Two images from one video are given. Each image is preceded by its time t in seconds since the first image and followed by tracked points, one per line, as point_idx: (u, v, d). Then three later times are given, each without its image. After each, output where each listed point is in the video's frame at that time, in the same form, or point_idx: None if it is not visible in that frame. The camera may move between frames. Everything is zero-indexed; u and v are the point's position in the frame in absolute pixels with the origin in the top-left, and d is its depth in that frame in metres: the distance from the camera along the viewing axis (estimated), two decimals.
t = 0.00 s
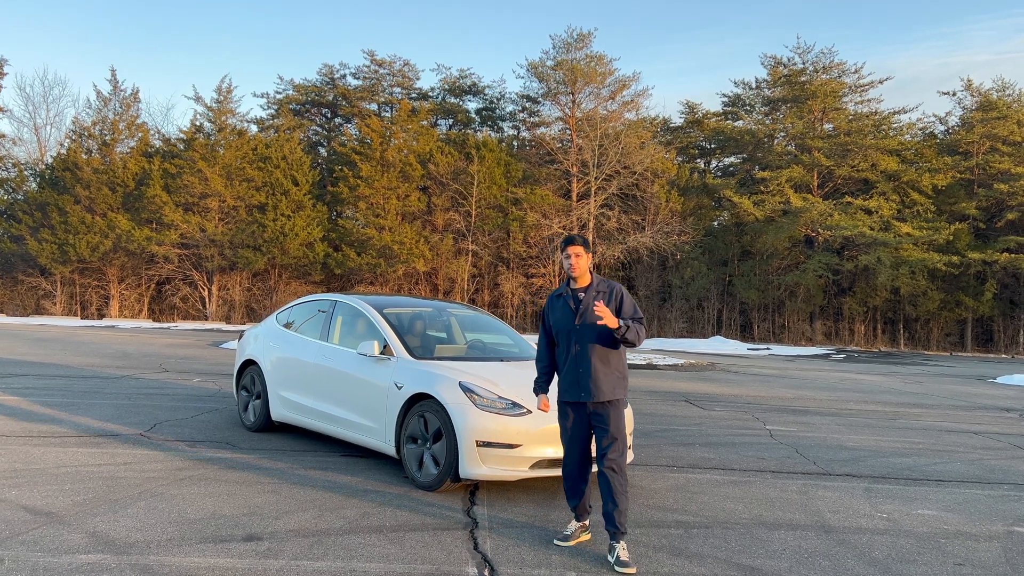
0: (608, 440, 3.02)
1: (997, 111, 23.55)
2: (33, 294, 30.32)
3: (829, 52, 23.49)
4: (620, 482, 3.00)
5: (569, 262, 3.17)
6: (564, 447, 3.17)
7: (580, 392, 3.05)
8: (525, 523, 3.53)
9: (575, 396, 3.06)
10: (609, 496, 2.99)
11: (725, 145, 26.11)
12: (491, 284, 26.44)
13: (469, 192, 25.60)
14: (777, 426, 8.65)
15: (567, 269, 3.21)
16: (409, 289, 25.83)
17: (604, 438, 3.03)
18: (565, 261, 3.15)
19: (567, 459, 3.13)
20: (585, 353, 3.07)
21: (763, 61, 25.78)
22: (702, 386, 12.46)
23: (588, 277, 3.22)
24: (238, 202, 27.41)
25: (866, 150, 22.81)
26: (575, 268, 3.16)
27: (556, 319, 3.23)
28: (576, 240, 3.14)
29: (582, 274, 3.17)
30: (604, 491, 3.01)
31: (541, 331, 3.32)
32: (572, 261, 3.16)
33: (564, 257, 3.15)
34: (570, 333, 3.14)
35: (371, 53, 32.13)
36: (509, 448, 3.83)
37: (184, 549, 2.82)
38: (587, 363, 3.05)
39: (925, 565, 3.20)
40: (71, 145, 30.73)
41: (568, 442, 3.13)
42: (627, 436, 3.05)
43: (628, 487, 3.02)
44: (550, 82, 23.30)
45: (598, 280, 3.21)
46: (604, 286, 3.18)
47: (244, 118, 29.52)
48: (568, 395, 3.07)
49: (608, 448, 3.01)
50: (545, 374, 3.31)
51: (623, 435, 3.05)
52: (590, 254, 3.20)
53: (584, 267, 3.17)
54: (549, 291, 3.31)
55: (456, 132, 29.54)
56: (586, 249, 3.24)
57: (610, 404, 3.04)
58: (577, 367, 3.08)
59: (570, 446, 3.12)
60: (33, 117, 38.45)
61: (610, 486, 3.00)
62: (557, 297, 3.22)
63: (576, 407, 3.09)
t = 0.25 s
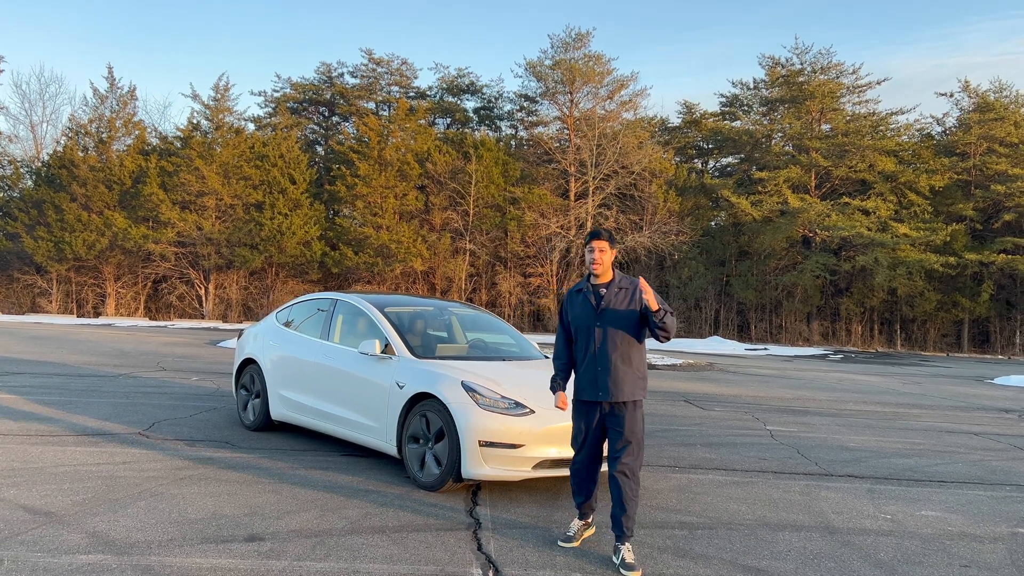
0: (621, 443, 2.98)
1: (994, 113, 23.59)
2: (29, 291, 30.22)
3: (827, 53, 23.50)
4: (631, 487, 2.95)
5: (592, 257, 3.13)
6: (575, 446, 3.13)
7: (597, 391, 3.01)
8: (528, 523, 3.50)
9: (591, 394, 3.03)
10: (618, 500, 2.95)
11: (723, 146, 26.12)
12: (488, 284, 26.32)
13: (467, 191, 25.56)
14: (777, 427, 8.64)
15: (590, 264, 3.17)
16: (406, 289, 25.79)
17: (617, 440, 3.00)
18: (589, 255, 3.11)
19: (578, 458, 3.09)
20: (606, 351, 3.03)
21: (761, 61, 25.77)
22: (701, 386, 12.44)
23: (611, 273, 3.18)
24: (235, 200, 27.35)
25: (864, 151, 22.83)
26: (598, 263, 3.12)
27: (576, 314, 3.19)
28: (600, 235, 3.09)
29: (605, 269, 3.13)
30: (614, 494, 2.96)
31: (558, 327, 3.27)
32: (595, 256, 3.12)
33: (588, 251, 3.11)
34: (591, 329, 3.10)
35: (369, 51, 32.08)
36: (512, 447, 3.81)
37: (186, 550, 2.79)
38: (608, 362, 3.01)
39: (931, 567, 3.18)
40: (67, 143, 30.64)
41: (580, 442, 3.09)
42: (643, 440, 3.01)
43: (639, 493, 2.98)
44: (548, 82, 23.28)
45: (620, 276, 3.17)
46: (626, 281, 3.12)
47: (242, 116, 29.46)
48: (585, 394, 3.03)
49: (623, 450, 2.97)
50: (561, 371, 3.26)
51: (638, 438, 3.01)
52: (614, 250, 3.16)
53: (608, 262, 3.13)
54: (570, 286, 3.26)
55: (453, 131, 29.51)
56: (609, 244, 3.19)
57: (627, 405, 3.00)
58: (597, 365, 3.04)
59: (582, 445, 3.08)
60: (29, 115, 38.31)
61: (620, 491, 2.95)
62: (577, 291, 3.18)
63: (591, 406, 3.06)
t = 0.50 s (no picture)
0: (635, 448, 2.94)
1: (990, 114, 23.66)
2: (23, 289, 30.09)
3: (823, 54, 23.53)
4: (641, 491, 2.94)
5: (616, 256, 3.02)
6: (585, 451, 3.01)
7: (613, 396, 2.93)
8: (531, 524, 3.49)
9: (608, 398, 2.94)
10: (629, 505, 2.92)
11: (719, 146, 26.15)
12: (485, 283, 26.20)
13: (464, 190, 25.53)
14: (776, 427, 8.64)
15: (612, 264, 3.05)
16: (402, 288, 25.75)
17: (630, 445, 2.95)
18: (613, 255, 3.00)
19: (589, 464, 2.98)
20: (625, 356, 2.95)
21: (757, 62, 25.80)
22: (699, 386, 12.43)
23: (632, 275, 3.08)
24: (231, 198, 27.29)
25: (860, 151, 22.86)
26: (622, 263, 3.00)
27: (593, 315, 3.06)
28: (627, 234, 2.99)
29: (628, 270, 3.02)
30: (625, 498, 2.94)
31: (572, 326, 3.13)
32: (620, 257, 3.01)
33: (613, 250, 3.00)
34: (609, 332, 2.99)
35: (365, 49, 32.03)
36: (514, 448, 3.79)
37: (186, 551, 2.76)
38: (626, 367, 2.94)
39: (935, 569, 3.15)
40: (62, 140, 30.54)
41: (592, 448, 2.98)
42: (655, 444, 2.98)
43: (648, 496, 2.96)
44: (545, 82, 23.43)
45: (641, 278, 3.07)
46: (648, 285, 3.03)
47: (238, 114, 29.38)
48: (601, 398, 2.94)
49: (635, 454, 2.94)
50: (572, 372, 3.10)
51: (649, 442, 2.97)
52: (637, 250, 3.05)
53: (631, 263, 3.03)
54: (586, 284, 3.14)
55: (450, 130, 29.48)
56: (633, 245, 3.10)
57: (643, 410, 2.94)
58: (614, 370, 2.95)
59: (595, 451, 2.97)
60: (23, 112, 38.14)
61: (630, 495, 2.93)
62: (596, 290, 3.06)
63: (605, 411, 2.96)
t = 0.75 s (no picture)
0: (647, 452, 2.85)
1: (984, 116, 23.73)
2: (15, 287, 29.95)
3: (818, 55, 23.56)
4: (648, 494, 2.87)
5: (633, 255, 2.92)
6: (596, 458, 2.85)
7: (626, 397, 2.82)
8: (533, 527, 3.47)
9: (623, 400, 2.83)
10: (636, 509, 2.86)
11: (714, 146, 26.17)
12: (480, 282, 26.12)
13: (459, 190, 25.48)
14: (774, 428, 8.64)
15: (627, 262, 2.95)
16: (397, 287, 25.71)
17: (642, 449, 2.85)
18: (630, 253, 2.89)
19: (602, 471, 2.82)
20: (640, 356, 2.85)
21: (753, 62, 25.82)
22: (696, 387, 12.43)
23: (646, 274, 2.99)
24: (225, 197, 27.20)
25: (855, 152, 22.90)
26: (638, 262, 2.91)
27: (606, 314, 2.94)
28: (645, 232, 2.90)
29: (643, 270, 2.93)
30: (633, 502, 2.86)
31: (580, 325, 3.00)
32: (637, 255, 2.91)
33: (631, 248, 2.89)
34: (624, 331, 2.88)
35: (360, 48, 31.94)
36: (515, 450, 3.77)
37: (185, 554, 2.74)
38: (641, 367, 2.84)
39: (939, 573, 3.14)
40: (55, 137, 30.40)
41: (605, 453, 2.83)
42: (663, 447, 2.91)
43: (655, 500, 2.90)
44: (540, 81, 23.51)
45: (655, 279, 2.99)
46: (662, 285, 2.95)
47: (232, 112, 29.28)
48: (615, 400, 2.82)
49: (644, 458, 2.86)
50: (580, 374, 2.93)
51: (657, 446, 2.90)
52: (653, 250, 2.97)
53: (647, 262, 2.94)
54: (596, 282, 3.01)
55: (445, 129, 29.45)
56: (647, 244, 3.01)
57: (656, 413, 2.84)
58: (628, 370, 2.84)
59: (608, 457, 2.82)
60: (16, 109, 37.95)
61: (639, 500, 2.86)
62: (610, 289, 2.95)
63: (618, 414, 2.83)
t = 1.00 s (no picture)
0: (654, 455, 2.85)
1: (976, 117, 23.84)
2: (6, 284, 29.77)
3: (812, 55, 23.61)
4: (652, 496, 2.90)
5: (641, 258, 2.88)
6: (605, 463, 2.82)
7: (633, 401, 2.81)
8: (534, 528, 3.46)
9: (630, 404, 2.81)
10: (640, 510, 2.89)
11: (708, 146, 26.21)
12: (474, 281, 26.03)
13: (454, 188, 25.45)
14: (770, 428, 8.65)
15: (633, 264, 2.92)
16: (391, 285, 25.68)
17: (649, 451, 2.86)
18: (638, 255, 2.87)
19: (613, 477, 2.79)
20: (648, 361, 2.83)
21: (747, 62, 25.87)
22: (691, 386, 12.44)
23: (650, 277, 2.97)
24: (218, 194, 27.10)
25: (848, 152, 22.97)
26: (646, 265, 2.88)
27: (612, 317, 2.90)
28: (653, 235, 2.88)
29: (649, 272, 2.91)
30: (636, 504, 2.88)
31: (586, 326, 2.94)
32: (645, 257, 2.88)
33: (640, 250, 2.86)
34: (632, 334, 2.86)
35: (355, 45, 31.86)
36: (515, 451, 3.76)
37: (185, 555, 2.72)
38: (648, 371, 2.82)
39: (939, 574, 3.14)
40: (47, 133, 30.24)
41: (615, 458, 2.80)
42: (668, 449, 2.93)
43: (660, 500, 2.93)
44: (535, 79, 23.46)
45: (659, 282, 2.97)
46: (668, 289, 2.94)
47: (226, 109, 29.16)
48: (623, 405, 2.80)
49: (650, 461, 2.87)
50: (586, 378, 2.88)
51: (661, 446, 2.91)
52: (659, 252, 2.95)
53: (654, 265, 2.92)
54: (601, 284, 2.96)
55: (439, 127, 29.41)
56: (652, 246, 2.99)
57: (664, 416, 2.85)
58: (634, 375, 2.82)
59: (619, 461, 2.80)
60: (7, 105, 37.70)
61: (642, 501, 2.88)
62: (616, 293, 2.91)
63: (627, 419, 2.81)
